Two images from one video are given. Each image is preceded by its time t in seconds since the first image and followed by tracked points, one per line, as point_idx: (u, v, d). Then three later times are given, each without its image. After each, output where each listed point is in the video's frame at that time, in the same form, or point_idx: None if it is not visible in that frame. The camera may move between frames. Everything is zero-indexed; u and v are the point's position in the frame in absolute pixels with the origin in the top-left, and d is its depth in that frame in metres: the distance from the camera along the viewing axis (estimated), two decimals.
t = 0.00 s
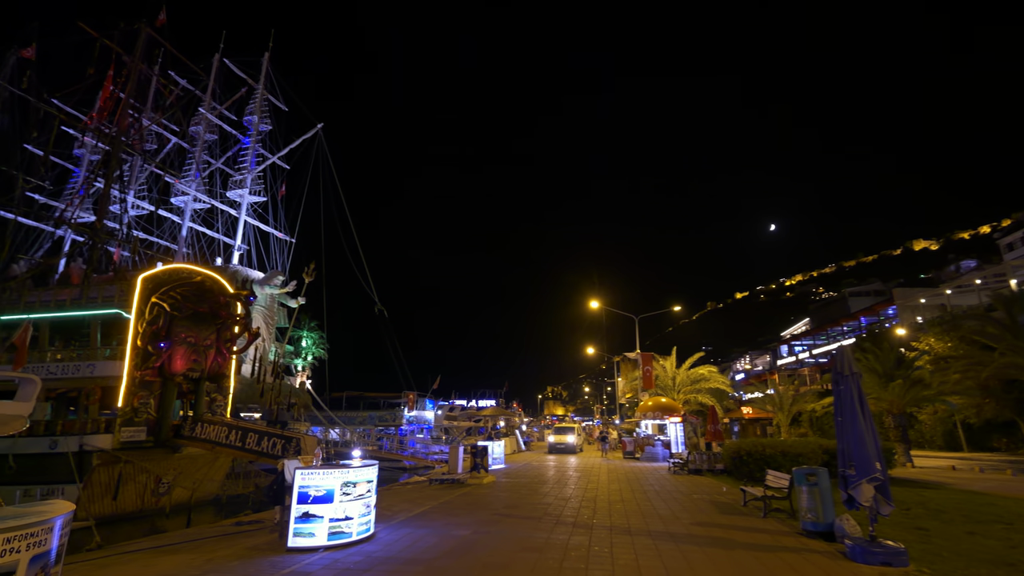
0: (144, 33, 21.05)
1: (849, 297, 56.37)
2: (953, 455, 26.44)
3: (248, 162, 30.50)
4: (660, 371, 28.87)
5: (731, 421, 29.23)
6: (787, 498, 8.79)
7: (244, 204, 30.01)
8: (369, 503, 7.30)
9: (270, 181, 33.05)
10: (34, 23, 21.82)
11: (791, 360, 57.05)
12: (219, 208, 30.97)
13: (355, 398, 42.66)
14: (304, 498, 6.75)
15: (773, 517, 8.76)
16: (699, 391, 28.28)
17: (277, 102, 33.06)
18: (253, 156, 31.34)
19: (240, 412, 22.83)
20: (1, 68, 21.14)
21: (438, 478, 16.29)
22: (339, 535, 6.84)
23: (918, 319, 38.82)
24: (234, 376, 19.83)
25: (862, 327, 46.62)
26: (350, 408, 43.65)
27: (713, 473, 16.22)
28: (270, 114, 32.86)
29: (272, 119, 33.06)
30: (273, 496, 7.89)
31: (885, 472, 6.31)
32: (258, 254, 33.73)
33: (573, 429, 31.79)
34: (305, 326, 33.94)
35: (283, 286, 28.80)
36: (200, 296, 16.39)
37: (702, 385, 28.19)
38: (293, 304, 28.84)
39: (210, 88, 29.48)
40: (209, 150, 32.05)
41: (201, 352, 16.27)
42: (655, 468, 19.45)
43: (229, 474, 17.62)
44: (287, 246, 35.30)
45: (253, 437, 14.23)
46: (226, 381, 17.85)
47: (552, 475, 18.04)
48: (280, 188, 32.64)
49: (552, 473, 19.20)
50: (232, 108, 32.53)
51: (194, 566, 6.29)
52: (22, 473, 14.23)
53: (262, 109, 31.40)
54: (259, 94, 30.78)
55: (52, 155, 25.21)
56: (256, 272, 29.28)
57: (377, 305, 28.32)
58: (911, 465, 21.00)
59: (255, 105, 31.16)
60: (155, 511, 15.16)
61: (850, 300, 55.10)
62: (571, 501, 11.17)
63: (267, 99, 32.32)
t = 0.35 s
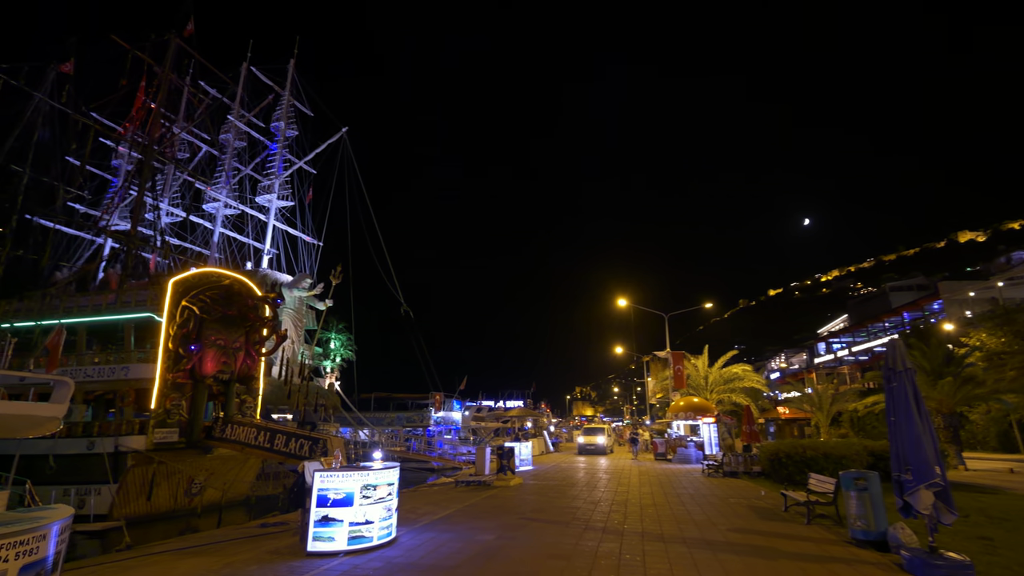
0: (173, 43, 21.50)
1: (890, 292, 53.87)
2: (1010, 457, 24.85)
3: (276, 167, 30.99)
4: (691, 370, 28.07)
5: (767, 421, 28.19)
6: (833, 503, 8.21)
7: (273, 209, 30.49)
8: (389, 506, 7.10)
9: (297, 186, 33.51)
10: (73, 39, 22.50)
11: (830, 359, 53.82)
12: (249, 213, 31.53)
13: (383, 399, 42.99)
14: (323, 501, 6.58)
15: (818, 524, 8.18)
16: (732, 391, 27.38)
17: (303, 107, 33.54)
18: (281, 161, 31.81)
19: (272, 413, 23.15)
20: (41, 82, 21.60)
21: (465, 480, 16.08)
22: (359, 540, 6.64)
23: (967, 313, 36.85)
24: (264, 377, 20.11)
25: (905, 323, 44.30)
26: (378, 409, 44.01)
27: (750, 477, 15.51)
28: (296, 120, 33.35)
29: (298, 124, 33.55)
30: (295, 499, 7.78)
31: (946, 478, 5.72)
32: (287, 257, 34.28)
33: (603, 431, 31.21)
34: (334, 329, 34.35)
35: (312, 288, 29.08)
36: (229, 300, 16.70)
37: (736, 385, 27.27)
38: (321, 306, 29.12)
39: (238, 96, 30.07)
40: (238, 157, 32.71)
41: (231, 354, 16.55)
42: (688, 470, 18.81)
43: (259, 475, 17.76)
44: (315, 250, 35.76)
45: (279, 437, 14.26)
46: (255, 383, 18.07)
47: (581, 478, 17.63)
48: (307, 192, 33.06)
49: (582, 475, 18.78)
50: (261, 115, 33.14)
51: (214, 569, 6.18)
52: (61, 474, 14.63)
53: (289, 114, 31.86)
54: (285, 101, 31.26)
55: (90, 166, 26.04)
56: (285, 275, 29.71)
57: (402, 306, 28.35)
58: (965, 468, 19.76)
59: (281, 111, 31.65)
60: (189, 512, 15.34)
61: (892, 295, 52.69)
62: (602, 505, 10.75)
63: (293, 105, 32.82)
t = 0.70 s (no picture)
0: (204, 52, 22.01)
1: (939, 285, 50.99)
2: None
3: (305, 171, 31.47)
4: (727, 369, 27.14)
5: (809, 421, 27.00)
6: (887, 510, 7.60)
7: (303, 213, 30.97)
8: (413, 508, 6.89)
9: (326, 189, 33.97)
10: (112, 54, 23.25)
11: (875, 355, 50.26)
12: (280, 218, 32.10)
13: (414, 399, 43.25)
14: (345, 503, 6.42)
15: (871, 532, 7.59)
16: (771, 389, 26.33)
17: (331, 113, 34.01)
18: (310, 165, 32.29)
19: (305, 413, 23.47)
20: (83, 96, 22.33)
21: (494, 481, 15.86)
22: (381, 544, 6.45)
23: None
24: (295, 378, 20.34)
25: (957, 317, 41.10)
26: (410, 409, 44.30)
27: (792, 479, 14.76)
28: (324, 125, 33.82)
29: (326, 129, 34.01)
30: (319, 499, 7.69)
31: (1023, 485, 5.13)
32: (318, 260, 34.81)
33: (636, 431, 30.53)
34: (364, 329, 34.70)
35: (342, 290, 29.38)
36: (260, 301, 16.99)
37: (775, 383, 26.21)
38: (351, 308, 29.41)
39: (268, 103, 30.67)
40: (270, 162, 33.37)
41: (262, 355, 16.73)
42: (726, 472, 18.09)
43: (291, 474, 17.99)
44: (345, 252, 36.20)
45: (308, 437, 14.30)
46: (287, 384, 18.34)
47: (614, 479, 17.17)
48: (336, 195, 33.48)
49: (615, 477, 18.31)
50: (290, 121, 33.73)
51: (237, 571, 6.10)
52: (102, 472, 15.10)
53: (317, 119, 32.31)
54: (313, 106, 31.72)
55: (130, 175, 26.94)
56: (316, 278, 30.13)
57: (430, 307, 28.34)
58: None
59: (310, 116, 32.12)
60: (223, 511, 15.65)
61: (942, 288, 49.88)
62: (637, 508, 10.29)
63: (321, 110, 33.27)
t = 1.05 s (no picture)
0: (235, 61, 22.48)
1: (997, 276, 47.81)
2: None
3: (335, 175, 31.88)
4: (767, 366, 26.06)
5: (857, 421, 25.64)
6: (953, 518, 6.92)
7: (334, 216, 31.37)
8: (436, 512, 6.65)
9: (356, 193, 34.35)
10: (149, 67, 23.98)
11: (927, 351, 46.90)
12: (312, 222, 32.59)
13: (445, 399, 43.33)
14: (365, 506, 6.22)
15: (935, 543, 6.91)
16: (815, 388, 25.12)
17: (359, 117, 34.36)
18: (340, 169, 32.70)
19: (338, 414, 23.70)
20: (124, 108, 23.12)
21: (527, 482, 15.54)
22: (403, 548, 6.24)
23: None
24: (327, 379, 20.50)
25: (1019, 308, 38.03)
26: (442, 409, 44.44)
27: (841, 483, 13.90)
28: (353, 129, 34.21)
29: (355, 133, 34.40)
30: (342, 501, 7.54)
31: None
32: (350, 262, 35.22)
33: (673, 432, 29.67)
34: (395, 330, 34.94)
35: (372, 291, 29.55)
36: (290, 303, 17.03)
37: (820, 381, 24.98)
38: (382, 309, 29.59)
39: (299, 110, 31.24)
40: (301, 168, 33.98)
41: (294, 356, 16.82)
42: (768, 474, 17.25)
43: (324, 474, 18.13)
44: (375, 254, 36.53)
45: (340, 439, 14.31)
46: (317, 384, 18.38)
47: (650, 481, 16.56)
48: (365, 198, 33.80)
49: (650, 478, 17.70)
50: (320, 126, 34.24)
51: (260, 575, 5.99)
52: (143, 471, 15.52)
53: (346, 124, 32.70)
54: (341, 110, 32.13)
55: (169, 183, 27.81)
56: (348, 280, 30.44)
57: (459, 306, 28.22)
58: None
59: (339, 121, 32.52)
60: (259, 510, 15.80)
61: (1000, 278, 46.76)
62: (674, 513, 9.76)
63: (350, 114, 33.66)
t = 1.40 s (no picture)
0: (264, 70, 22.94)
1: None
2: None
3: (364, 179, 32.22)
4: (810, 364, 24.89)
5: (909, 421, 24.21)
6: None
7: (364, 219, 31.72)
8: (457, 516, 6.42)
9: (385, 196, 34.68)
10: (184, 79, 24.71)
11: (986, 346, 44.02)
12: (343, 226, 33.04)
13: (477, 400, 43.32)
14: (383, 509, 6.03)
15: (1005, 555, 6.25)
16: (863, 385, 23.84)
17: (387, 120, 34.67)
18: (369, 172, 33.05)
19: (371, 415, 23.90)
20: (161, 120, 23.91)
21: (558, 484, 15.23)
22: (423, 553, 6.03)
23: None
24: (358, 380, 20.64)
25: None
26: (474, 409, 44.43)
27: (894, 486, 13.00)
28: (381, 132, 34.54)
29: (383, 136, 34.73)
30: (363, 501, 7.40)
31: None
32: (380, 264, 35.60)
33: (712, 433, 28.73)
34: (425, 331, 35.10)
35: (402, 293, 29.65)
36: (320, 305, 17.39)
37: (868, 378, 23.68)
38: (412, 310, 29.71)
39: (328, 116, 31.75)
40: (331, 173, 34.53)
41: (325, 357, 16.89)
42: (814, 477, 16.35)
43: (356, 475, 18.20)
44: (405, 256, 36.80)
45: (370, 439, 14.31)
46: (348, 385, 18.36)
47: (687, 483, 15.98)
48: (394, 200, 34.05)
49: (686, 480, 17.07)
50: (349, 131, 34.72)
51: None
52: (181, 471, 15.91)
53: (374, 128, 33.04)
54: (369, 115, 32.47)
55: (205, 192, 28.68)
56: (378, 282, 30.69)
57: (488, 306, 28.09)
58: None
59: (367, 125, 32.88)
60: (293, 509, 15.89)
61: None
62: (712, 518, 9.23)
63: (378, 118, 34.00)
